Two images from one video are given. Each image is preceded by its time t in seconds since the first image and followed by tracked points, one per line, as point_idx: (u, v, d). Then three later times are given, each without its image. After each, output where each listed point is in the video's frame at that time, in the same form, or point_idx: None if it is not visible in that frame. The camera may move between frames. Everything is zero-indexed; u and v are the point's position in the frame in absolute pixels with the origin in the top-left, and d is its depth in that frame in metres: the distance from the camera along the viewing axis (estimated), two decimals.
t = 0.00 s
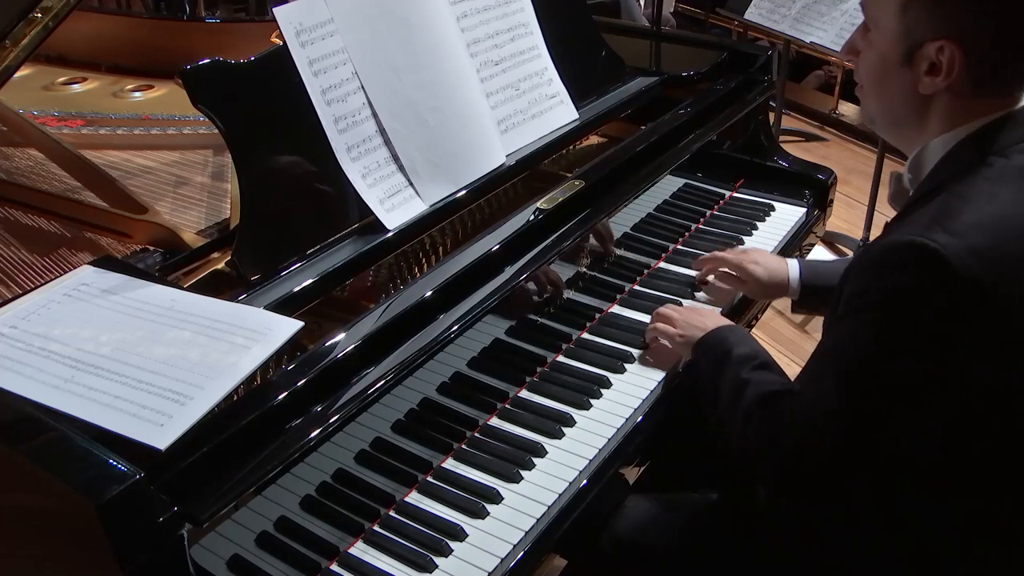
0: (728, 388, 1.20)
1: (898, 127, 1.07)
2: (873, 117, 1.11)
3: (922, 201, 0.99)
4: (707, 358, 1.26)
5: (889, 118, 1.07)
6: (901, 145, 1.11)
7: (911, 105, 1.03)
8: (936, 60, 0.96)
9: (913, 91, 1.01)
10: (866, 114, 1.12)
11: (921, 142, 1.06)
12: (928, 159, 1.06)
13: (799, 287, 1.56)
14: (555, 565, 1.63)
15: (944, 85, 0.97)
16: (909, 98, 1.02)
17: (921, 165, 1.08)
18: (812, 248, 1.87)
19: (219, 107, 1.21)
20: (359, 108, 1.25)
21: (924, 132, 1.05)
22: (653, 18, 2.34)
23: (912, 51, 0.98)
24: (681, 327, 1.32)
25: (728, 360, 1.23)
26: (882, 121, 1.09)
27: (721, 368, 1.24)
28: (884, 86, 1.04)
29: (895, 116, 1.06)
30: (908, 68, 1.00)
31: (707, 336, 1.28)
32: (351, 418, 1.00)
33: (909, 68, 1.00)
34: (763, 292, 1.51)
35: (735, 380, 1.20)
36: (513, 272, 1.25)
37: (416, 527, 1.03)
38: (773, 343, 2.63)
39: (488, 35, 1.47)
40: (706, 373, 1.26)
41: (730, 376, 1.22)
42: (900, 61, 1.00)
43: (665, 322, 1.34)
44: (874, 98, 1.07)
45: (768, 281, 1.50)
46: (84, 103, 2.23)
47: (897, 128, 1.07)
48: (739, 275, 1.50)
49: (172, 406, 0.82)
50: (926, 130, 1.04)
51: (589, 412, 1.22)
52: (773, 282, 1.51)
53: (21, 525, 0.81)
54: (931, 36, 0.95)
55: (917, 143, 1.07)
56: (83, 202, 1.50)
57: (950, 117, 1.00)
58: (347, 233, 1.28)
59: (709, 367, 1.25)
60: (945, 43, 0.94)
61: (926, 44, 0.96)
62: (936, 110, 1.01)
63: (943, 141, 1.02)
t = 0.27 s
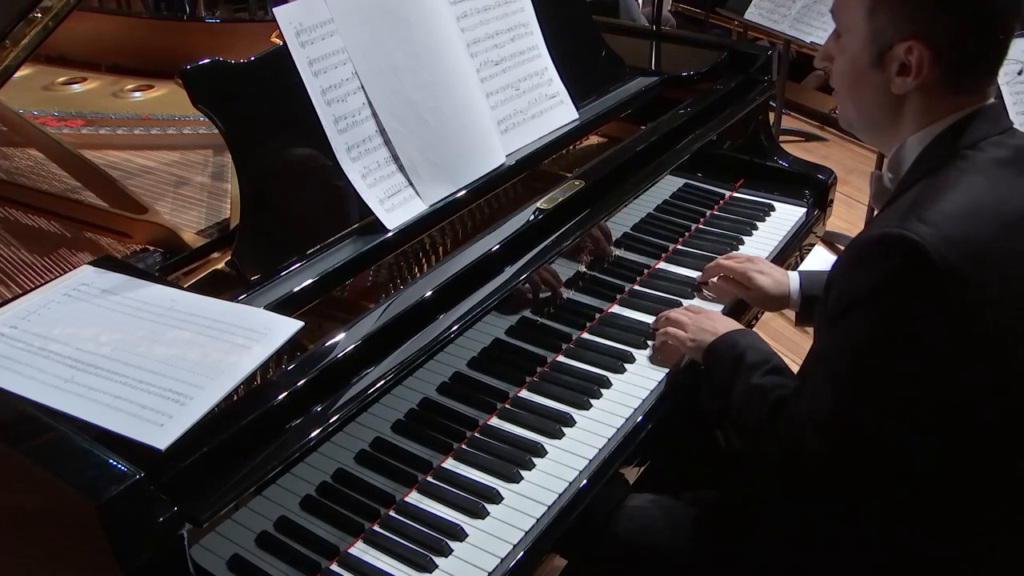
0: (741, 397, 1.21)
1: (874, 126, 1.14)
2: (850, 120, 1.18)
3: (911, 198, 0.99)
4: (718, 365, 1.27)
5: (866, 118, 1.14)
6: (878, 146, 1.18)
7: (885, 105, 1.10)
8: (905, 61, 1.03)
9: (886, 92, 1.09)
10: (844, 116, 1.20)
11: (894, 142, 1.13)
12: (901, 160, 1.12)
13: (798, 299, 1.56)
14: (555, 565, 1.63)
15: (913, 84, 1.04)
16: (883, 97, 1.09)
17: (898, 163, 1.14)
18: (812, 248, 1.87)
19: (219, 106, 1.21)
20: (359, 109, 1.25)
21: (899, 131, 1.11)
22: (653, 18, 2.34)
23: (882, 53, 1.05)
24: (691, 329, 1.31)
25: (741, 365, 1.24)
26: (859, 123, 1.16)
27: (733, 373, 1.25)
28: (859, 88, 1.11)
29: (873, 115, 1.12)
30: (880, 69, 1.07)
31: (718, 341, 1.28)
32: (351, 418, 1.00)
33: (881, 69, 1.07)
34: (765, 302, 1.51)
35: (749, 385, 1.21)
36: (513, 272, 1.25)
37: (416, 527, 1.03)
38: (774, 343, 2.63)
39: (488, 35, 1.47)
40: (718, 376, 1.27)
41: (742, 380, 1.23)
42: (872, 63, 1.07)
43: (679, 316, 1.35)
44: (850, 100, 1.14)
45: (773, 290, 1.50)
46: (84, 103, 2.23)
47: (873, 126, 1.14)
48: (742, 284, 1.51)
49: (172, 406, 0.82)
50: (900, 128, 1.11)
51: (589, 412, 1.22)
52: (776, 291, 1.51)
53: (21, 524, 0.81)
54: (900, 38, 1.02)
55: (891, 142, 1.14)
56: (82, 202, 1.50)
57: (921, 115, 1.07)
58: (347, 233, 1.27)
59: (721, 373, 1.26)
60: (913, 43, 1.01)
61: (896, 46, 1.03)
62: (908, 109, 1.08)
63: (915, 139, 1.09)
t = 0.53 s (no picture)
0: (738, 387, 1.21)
1: (856, 128, 1.15)
2: (833, 123, 1.19)
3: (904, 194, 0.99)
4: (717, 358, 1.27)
5: (848, 120, 1.15)
6: (863, 147, 1.19)
7: (866, 107, 1.11)
8: (885, 62, 1.04)
9: (867, 95, 1.10)
10: (825, 118, 1.21)
11: (878, 142, 1.14)
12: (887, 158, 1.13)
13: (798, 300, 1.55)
14: (555, 565, 1.63)
15: (894, 85, 1.05)
16: (864, 99, 1.10)
17: (884, 162, 1.15)
18: (812, 248, 1.87)
19: (219, 107, 1.22)
20: (359, 109, 1.25)
21: (881, 132, 1.12)
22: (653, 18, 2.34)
23: (862, 55, 1.06)
24: (691, 322, 1.31)
25: (740, 358, 1.24)
26: (843, 125, 1.17)
27: (733, 367, 1.24)
28: (841, 90, 1.12)
29: (856, 117, 1.13)
30: (860, 72, 1.08)
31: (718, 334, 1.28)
32: (351, 419, 1.00)
33: (861, 72, 1.08)
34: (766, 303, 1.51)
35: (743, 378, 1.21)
36: (513, 272, 1.25)
37: (416, 527, 1.03)
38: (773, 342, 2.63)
39: (488, 35, 1.47)
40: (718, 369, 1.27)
41: (739, 372, 1.23)
42: (852, 66, 1.08)
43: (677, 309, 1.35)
44: (833, 104, 1.15)
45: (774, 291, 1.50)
46: (84, 103, 2.23)
47: (856, 128, 1.15)
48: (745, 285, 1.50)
49: (172, 406, 0.82)
50: (883, 129, 1.12)
51: (589, 412, 1.22)
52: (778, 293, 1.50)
53: (21, 524, 0.81)
54: (879, 40, 1.04)
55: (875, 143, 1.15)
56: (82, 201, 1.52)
57: (902, 115, 1.08)
58: (347, 233, 1.27)
59: (721, 366, 1.26)
60: (892, 45, 1.02)
61: (874, 48, 1.04)
62: (890, 110, 1.09)
63: (899, 138, 1.10)
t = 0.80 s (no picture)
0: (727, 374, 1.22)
1: (846, 126, 1.16)
2: (824, 122, 1.20)
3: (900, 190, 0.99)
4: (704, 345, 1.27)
5: (838, 119, 1.16)
6: (853, 145, 1.20)
7: (855, 107, 1.12)
8: (871, 63, 1.05)
9: (855, 95, 1.10)
10: (817, 116, 1.21)
11: (868, 140, 1.15)
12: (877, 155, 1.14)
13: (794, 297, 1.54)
14: (555, 565, 1.63)
15: (880, 85, 1.06)
16: (853, 99, 1.11)
17: (874, 158, 1.16)
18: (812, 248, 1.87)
19: (219, 107, 1.22)
20: (359, 109, 1.25)
21: (870, 130, 1.13)
22: (653, 18, 2.34)
23: (848, 56, 1.07)
24: (679, 310, 1.32)
25: (729, 344, 1.24)
26: (833, 125, 1.18)
27: (722, 354, 1.25)
28: (829, 91, 1.13)
29: (846, 117, 1.14)
30: (848, 72, 1.08)
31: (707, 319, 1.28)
32: (351, 418, 1.00)
33: (848, 73, 1.08)
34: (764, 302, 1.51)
35: (733, 367, 1.21)
36: (513, 271, 1.25)
37: (416, 527, 1.03)
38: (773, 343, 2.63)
39: (488, 35, 1.47)
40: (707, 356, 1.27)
41: (727, 360, 1.23)
42: (839, 67, 1.09)
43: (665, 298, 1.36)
44: (822, 104, 1.16)
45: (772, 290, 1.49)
46: (84, 103, 2.23)
47: (847, 125, 1.15)
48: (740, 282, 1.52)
49: (172, 406, 0.82)
50: (872, 128, 1.12)
51: (589, 412, 1.22)
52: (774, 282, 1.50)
53: (21, 524, 0.81)
54: (864, 40, 1.04)
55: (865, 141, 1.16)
56: (83, 202, 1.50)
57: (890, 114, 1.09)
58: (347, 233, 1.27)
59: (710, 354, 1.27)
60: (877, 45, 1.03)
61: (860, 48, 1.05)
62: (878, 109, 1.10)
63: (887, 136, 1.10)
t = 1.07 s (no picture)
0: (719, 375, 1.22)
1: (844, 128, 1.15)
2: (822, 126, 1.19)
3: (899, 199, 0.99)
4: (693, 347, 1.27)
5: (836, 121, 1.15)
6: (852, 147, 1.19)
7: (855, 108, 1.11)
8: (871, 63, 1.04)
9: (855, 96, 1.10)
10: (812, 118, 1.20)
11: (868, 142, 1.14)
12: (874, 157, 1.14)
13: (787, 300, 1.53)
14: (555, 565, 1.63)
15: (881, 86, 1.05)
16: (852, 100, 1.10)
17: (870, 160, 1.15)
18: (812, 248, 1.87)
19: (219, 107, 1.22)
20: (359, 109, 1.25)
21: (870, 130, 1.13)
22: (653, 18, 2.34)
23: (847, 57, 1.06)
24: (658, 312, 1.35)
25: (715, 345, 1.25)
26: (832, 128, 1.17)
27: (709, 354, 1.25)
28: (826, 93, 1.12)
29: (846, 119, 1.13)
30: (847, 74, 1.08)
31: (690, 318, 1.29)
32: (351, 418, 1.00)
33: (848, 75, 1.08)
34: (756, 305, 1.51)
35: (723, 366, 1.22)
36: (513, 271, 1.25)
37: (416, 527, 1.03)
38: (773, 343, 2.62)
39: (488, 35, 1.47)
40: (694, 359, 1.27)
41: (717, 361, 1.23)
42: (838, 70, 1.08)
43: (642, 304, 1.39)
44: (820, 109, 1.16)
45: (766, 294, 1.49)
46: (83, 103, 2.23)
47: (846, 127, 1.15)
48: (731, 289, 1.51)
49: (172, 406, 0.82)
50: (873, 128, 1.12)
51: (589, 412, 1.22)
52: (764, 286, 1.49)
53: (21, 524, 0.81)
54: (864, 41, 1.03)
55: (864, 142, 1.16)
56: (83, 202, 1.51)
57: (891, 113, 1.08)
58: (347, 233, 1.27)
59: (698, 356, 1.26)
60: (878, 45, 1.02)
61: (860, 49, 1.04)
62: (879, 109, 1.09)
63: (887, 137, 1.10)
